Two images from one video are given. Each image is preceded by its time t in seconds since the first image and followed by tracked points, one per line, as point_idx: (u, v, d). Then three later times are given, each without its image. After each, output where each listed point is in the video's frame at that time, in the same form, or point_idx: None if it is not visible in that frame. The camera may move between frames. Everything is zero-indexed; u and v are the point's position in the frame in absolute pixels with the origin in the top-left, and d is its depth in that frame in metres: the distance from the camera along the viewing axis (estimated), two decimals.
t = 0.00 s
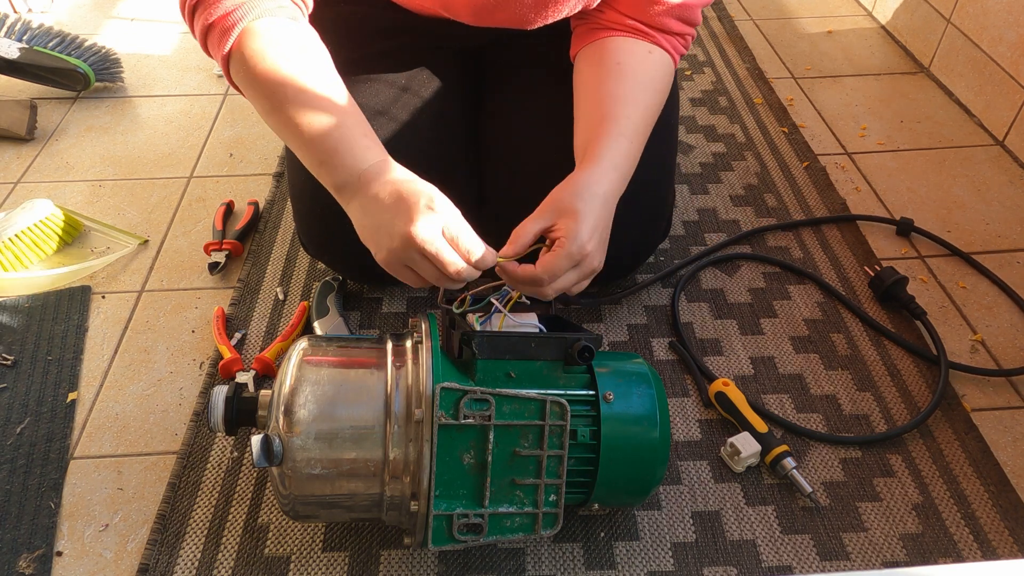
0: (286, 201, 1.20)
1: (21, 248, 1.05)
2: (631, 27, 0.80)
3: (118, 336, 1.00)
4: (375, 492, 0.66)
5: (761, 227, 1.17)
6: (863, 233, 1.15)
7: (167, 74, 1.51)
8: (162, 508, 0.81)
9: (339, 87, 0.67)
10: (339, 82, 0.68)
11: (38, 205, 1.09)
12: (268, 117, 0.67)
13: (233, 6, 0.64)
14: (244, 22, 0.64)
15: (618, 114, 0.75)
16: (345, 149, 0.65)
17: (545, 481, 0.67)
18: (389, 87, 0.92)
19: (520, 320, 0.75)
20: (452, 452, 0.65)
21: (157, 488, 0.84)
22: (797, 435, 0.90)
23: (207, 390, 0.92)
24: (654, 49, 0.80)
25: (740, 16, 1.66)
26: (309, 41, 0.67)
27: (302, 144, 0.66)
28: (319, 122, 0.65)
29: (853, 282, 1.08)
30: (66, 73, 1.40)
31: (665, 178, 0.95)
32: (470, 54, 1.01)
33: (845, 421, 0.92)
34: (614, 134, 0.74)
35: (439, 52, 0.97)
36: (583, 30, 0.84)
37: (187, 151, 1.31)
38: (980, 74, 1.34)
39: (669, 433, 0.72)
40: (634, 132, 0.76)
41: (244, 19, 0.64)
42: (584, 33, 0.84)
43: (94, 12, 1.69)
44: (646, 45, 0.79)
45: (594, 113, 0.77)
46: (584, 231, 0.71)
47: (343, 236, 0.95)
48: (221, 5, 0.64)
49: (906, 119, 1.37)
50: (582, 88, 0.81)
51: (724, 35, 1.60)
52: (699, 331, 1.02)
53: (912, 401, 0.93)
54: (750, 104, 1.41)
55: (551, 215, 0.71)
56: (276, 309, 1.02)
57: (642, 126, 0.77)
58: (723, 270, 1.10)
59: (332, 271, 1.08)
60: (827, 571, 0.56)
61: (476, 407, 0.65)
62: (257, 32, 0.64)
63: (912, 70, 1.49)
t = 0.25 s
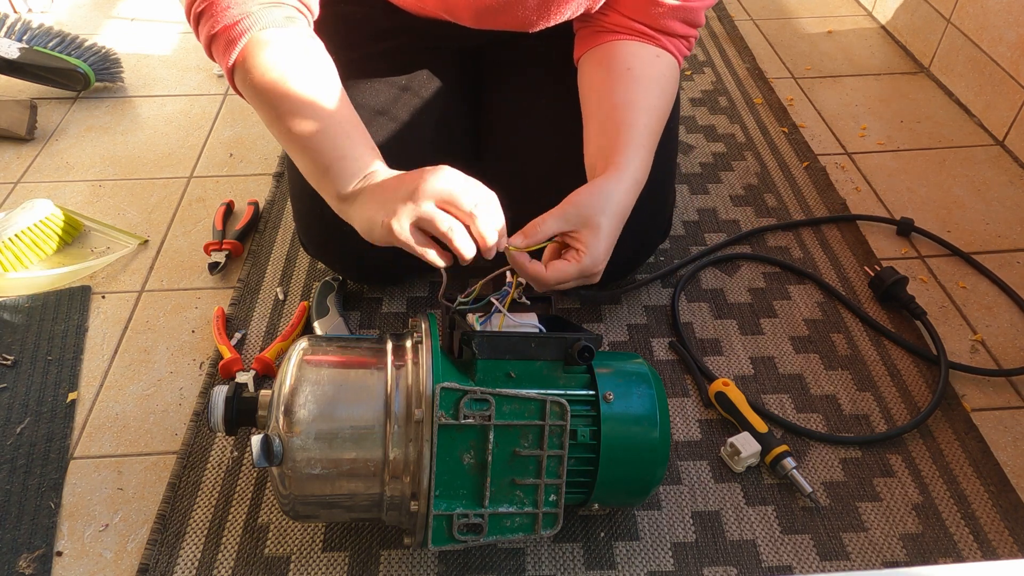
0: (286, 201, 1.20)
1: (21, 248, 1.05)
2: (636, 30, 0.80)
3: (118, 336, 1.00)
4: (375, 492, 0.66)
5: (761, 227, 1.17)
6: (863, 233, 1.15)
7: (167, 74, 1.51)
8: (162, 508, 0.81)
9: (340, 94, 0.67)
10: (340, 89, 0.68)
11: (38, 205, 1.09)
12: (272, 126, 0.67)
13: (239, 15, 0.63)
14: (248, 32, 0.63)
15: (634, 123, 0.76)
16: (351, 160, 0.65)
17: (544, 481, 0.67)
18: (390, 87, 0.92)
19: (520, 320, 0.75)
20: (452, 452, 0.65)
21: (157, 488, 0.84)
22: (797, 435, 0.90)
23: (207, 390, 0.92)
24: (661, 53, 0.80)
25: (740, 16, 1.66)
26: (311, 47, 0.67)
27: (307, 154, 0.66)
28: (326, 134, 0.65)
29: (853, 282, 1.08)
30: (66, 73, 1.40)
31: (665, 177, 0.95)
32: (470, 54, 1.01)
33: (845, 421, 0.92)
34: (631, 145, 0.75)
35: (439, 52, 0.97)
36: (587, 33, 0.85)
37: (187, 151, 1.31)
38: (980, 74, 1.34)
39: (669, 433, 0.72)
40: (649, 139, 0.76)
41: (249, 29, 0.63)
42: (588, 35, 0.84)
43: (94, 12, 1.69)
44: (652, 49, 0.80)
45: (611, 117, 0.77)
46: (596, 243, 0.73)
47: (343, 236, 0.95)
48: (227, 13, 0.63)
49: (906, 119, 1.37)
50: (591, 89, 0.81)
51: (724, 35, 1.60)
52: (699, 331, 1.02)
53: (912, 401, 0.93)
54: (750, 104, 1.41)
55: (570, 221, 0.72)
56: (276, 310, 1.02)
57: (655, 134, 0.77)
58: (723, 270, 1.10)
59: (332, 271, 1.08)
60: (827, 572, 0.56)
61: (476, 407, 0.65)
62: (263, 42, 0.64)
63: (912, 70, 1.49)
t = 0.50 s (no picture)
0: (286, 201, 1.20)
1: (21, 248, 1.05)
2: (638, 30, 0.80)
3: (118, 336, 1.00)
4: (375, 492, 0.66)
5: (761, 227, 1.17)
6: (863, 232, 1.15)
7: (167, 74, 1.51)
8: (162, 508, 0.81)
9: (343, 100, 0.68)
10: (339, 91, 0.68)
11: (38, 205, 1.09)
12: (275, 132, 0.67)
13: (239, 22, 0.64)
14: (249, 38, 0.64)
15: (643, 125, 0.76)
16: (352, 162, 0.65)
17: (545, 481, 0.67)
18: (390, 87, 0.92)
19: (520, 319, 0.75)
20: (451, 452, 0.65)
21: (157, 488, 0.84)
22: (797, 435, 0.90)
23: (207, 390, 0.92)
24: (664, 53, 0.80)
25: (740, 16, 1.66)
26: (312, 53, 0.67)
27: (310, 158, 0.66)
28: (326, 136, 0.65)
29: (853, 282, 1.08)
30: (66, 73, 1.40)
31: (665, 177, 0.95)
32: (470, 54, 1.01)
33: (845, 421, 0.92)
34: (643, 147, 0.75)
35: (440, 52, 0.97)
36: (589, 34, 0.85)
37: (187, 151, 1.31)
38: (979, 74, 1.34)
39: (669, 433, 0.72)
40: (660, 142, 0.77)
41: (250, 35, 0.64)
42: (591, 36, 0.84)
43: (94, 12, 1.69)
44: (655, 49, 0.80)
45: (623, 117, 0.77)
46: (592, 249, 0.72)
47: (343, 236, 0.95)
48: (228, 20, 0.64)
49: (906, 119, 1.37)
50: (601, 87, 0.81)
51: (724, 35, 1.60)
52: (699, 331, 1.02)
53: (912, 401, 0.93)
54: (750, 104, 1.41)
55: (576, 217, 0.70)
56: (276, 309, 1.02)
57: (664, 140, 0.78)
58: (723, 270, 1.10)
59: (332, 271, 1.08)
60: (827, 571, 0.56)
61: (476, 407, 0.65)
62: (264, 48, 0.64)
63: (912, 70, 1.49)
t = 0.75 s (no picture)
0: (286, 200, 1.20)
1: (21, 248, 1.05)
2: (638, 29, 0.80)
3: (118, 336, 1.00)
4: (375, 492, 0.66)
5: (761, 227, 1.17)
6: (863, 232, 1.15)
7: (167, 74, 1.51)
8: (162, 508, 0.81)
9: (332, 90, 0.67)
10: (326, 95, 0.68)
11: (38, 205, 1.09)
12: (268, 127, 0.67)
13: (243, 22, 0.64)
14: (240, 33, 0.63)
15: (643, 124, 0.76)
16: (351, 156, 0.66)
17: (544, 481, 0.67)
18: (390, 87, 0.92)
19: (520, 319, 0.75)
20: (451, 452, 0.65)
21: (157, 488, 0.84)
22: (797, 435, 0.90)
23: (207, 390, 0.92)
24: (664, 51, 0.80)
25: (740, 16, 1.66)
26: (303, 46, 0.67)
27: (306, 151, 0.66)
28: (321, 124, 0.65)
29: (853, 282, 1.08)
30: (66, 73, 1.40)
31: (665, 176, 0.95)
32: (470, 54, 1.01)
33: (845, 421, 0.92)
34: (638, 143, 0.75)
35: (439, 51, 0.97)
36: (589, 33, 0.84)
37: (187, 151, 1.31)
38: (979, 74, 1.34)
39: (669, 433, 0.72)
40: (655, 136, 0.77)
41: (240, 30, 0.63)
42: (591, 36, 0.84)
43: (94, 12, 1.69)
44: (655, 48, 0.80)
45: (613, 117, 0.78)
46: (591, 245, 0.73)
47: (343, 236, 0.95)
48: (217, 14, 0.63)
49: (906, 119, 1.37)
50: (594, 89, 0.82)
51: (724, 35, 1.60)
52: (699, 331, 1.02)
53: (912, 401, 0.93)
54: (750, 104, 1.41)
55: (567, 219, 0.72)
56: (276, 309, 1.02)
57: (661, 132, 0.77)
58: (723, 270, 1.10)
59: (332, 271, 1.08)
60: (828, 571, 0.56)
61: (476, 407, 0.65)
62: (255, 42, 0.64)
63: (912, 70, 1.49)
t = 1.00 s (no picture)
0: (286, 201, 1.20)
1: (21, 248, 1.06)
2: (638, 30, 0.80)
3: (118, 336, 1.00)
4: (375, 492, 0.66)
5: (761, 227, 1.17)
6: (863, 233, 1.15)
7: (167, 74, 1.51)
8: (162, 508, 0.81)
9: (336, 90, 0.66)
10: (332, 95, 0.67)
11: (38, 204, 1.09)
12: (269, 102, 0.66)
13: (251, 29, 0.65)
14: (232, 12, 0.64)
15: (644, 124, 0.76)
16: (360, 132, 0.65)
17: (544, 481, 0.67)
18: (390, 87, 0.92)
19: (520, 319, 0.75)
20: (451, 452, 0.65)
21: (157, 488, 0.84)
22: (797, 435, 0.90)
23: (207, 390, 0.92)
24: (664, 52, 0.80)
25: (740, 16, 1.66)
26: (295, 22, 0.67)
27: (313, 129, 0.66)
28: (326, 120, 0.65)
29: (853, 282, 1.08)
30: (66, 73, 1.40)
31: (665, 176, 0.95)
32: (470, 54, 1.01)
33: (845, 421, 0.92)
34: (637, 142, 0.75)
35: (439, 51, 0.97)
36: (589, 34, 0.85)
37: (187, 151, 1.31)
38: (979, 74, 1.34)
39: (669, 433, 0.72)
40: (656, 136, 0.77)
41: (235, 10, 0.64)
42: (591, 37, 0.84)
43: (94, 12, 1.69)
44: (656, 48, 0.80)
45: (614, 117, 0.78)
46: (588, 244, 0.73)
47: (343, 236, 0.95)
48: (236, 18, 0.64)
49: (906, 119, 1.37)
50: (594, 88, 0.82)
51: (724, 35, 1.60)
52: (699, 331, 1.02)
53: (912, 401, 0.93)
54: (750, 104, 1.41)
55: (567, 217, 0.72)
56: (276, 309, 1.02)
57: (662, 131, 0.77)
58: (723, 270, 1.10)
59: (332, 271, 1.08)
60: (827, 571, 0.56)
61: (476, 407, 0.65)
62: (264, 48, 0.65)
63: (912, 70, 1.49)
